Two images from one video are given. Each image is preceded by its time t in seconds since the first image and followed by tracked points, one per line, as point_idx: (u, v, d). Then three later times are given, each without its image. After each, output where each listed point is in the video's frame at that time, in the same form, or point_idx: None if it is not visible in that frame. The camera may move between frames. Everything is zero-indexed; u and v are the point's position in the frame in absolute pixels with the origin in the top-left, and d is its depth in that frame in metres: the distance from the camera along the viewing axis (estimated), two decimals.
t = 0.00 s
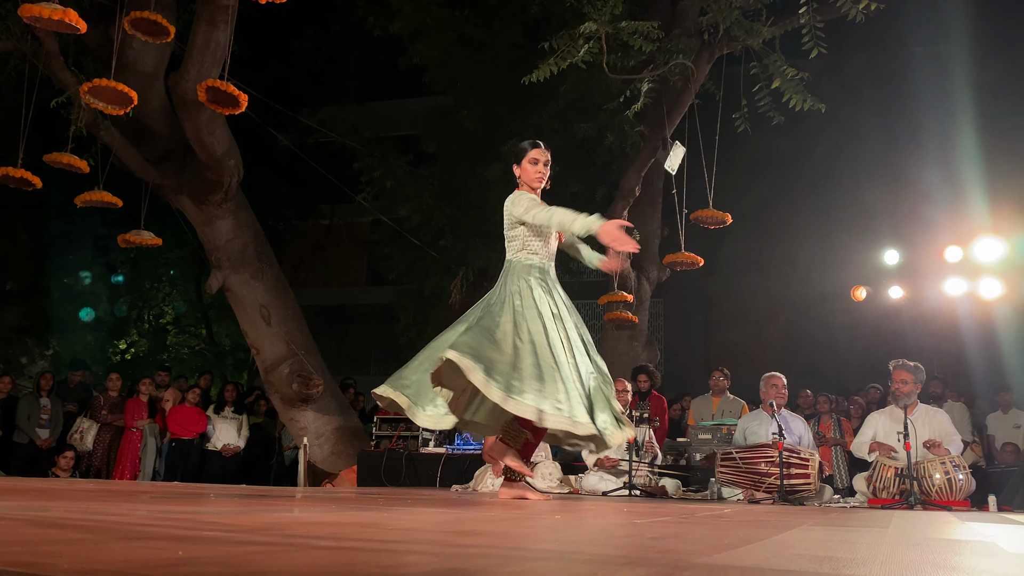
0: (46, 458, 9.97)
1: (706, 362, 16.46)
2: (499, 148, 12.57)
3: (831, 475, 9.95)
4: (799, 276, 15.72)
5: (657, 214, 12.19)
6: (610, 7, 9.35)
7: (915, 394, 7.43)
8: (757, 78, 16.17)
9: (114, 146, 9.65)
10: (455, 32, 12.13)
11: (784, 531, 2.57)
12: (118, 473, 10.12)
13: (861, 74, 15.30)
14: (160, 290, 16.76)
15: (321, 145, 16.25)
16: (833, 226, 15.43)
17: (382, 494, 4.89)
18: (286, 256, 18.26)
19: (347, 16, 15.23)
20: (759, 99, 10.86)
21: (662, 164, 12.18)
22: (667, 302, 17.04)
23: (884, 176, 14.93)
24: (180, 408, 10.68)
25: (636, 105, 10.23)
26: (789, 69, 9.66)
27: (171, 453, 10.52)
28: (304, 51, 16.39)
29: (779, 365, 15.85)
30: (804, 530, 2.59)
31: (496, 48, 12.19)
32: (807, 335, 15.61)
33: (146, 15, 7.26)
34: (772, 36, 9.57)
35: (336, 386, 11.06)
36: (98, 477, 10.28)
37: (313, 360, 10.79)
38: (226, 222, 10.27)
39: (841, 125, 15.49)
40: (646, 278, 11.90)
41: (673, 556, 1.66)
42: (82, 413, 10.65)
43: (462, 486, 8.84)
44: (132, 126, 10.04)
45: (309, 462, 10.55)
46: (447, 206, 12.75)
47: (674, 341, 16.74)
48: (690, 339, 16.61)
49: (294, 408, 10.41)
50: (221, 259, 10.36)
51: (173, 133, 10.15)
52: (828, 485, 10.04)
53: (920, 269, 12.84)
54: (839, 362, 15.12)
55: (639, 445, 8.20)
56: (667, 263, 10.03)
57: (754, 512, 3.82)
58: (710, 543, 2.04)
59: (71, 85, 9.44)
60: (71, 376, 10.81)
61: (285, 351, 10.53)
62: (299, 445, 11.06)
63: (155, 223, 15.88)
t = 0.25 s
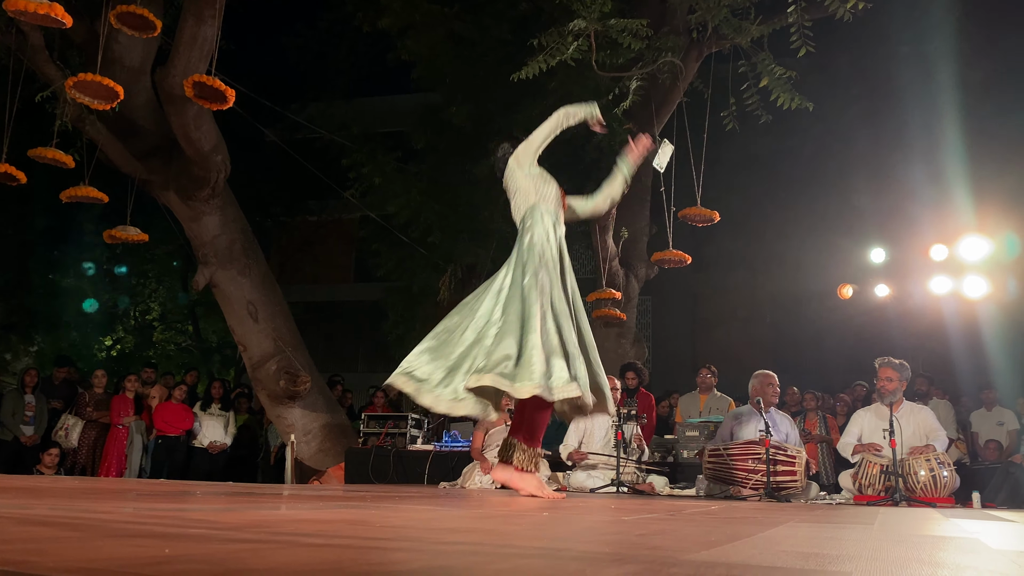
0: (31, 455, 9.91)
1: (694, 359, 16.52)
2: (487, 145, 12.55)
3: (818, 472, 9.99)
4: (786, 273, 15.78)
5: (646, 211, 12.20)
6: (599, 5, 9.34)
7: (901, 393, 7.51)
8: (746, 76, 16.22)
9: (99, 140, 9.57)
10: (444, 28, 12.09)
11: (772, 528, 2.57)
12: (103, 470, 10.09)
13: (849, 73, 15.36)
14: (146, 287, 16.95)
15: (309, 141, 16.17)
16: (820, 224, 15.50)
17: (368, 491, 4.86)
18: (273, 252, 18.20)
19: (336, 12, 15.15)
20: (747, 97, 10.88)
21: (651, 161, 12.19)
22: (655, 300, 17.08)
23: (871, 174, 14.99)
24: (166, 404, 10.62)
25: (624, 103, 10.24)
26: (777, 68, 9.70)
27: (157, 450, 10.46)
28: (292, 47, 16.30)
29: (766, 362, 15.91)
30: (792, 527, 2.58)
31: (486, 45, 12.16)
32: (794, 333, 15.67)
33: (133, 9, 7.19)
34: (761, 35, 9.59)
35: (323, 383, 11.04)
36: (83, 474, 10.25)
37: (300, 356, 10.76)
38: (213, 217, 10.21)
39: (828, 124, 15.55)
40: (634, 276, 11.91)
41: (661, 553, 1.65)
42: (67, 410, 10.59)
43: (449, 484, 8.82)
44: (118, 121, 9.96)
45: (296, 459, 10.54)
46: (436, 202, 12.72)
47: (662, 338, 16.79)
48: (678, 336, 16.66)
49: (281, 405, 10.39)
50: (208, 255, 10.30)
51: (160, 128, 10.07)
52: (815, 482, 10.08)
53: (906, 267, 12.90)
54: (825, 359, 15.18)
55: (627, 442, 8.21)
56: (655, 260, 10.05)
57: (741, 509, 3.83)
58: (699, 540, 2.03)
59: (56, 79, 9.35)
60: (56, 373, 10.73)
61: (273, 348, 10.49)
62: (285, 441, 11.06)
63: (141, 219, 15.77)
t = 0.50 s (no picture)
0: (17, 451, 9.85)
1: (682, 356, 16.57)
2: (477, 142, 12.53)
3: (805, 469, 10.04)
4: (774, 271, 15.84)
5: (635, 209, 12.21)
6: (589, 2, 9.33)
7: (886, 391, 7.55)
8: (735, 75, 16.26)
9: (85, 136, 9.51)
10: (433, 25, 12.05)
11: (759, 524, 2.58)
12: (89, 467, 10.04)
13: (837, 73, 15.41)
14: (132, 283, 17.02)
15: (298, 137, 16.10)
16: (807, 223, 15.57)
17: (356, 488, 4.86)
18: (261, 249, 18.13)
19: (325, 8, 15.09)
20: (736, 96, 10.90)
21: (640, 159, 12.20)
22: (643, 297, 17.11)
23: (858, 173, 15.06)
24: (153, 401, 10.53)
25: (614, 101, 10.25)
26: (766, 66, 9.71)
27: (144, 447, 10.41)
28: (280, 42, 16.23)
29: (754, 360, 15.97)
30: (778, 523, 2.60)
31: (475, 42, 12.13)
32: (781, 331, 15.74)
33: (120, 3, 7.14)
34: (750, 33, 9.60)
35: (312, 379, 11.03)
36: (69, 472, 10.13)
37: (288, 353, 10.74)
38: (201, 213, 10.15)
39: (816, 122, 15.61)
40: (623, 274, 11.91)
41: (648, 549, 1.66)
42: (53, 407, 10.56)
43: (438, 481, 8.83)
44: (105, 115, 9.88)
45: (285, 456, 10.53)
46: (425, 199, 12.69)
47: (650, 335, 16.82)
48: (667, 333, 16.69)
49: (270, 402, 10.37)
50: (196, 251, 10.21)
51: (147, 123, 10.00)
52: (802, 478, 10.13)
53: (893, 266, 12.96)
54: (813, 357, 15.25)
55: (616, 439, 8.23)
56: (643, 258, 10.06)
57: (728, 506, 3.85)
58: (687, 536, 2.04)
59: (41, 74, 9.28)
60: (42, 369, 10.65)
61: (261, 344, 10.46)
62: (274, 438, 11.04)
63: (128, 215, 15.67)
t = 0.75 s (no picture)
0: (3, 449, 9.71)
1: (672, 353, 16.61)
2: (468, 139, 12.51)
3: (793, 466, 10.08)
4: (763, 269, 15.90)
5: (625, 207, 12.23)
6: None
7: (874, 390, 7.57)
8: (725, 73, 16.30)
9: (73, 131, 9.46)
10: (424, 21, 12.02)
11: (749, 522, 2.59)
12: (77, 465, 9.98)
13: (827, 72, 15.45)
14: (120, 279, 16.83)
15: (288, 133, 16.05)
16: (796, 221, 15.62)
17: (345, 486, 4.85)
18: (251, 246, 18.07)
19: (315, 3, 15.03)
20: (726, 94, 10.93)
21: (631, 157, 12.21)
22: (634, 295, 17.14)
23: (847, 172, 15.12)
24: (141, 398, 10.44)
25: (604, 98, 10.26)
26: (756, 65, 9.73)
27: (133, 444, 10.37)
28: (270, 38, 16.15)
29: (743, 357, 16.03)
30: (769, 521, 2.60)
31: (466, 39, 12.11)
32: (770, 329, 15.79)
33: None
34: (740, 32, 9.62)
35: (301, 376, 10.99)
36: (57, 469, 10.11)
37: (278, 350, 10.70)
38: (190, 210, 10.13)
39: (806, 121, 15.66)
40: (613, 271, 11.92)
41: (638, 547, 1.66)
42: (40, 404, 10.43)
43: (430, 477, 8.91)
44: (93, 111, 9.83)
45: (274, 454, 10.49)
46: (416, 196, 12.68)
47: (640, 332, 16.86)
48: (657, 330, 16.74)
49: (259, 399, 10.33)
50: (185, 248, 10.20)
51: (135, 119, 9.94)
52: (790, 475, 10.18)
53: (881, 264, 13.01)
54: (801, 355, 15.31)
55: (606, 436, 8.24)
56: (634, 256, 10.09)
57: (718, 503, 3.86)
58: (677, 534, 2.04)
59: (29, 68, 9.22)
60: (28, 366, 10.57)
61: (250, 341, 10.41)
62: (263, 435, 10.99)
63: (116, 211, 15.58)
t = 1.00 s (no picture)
0: None
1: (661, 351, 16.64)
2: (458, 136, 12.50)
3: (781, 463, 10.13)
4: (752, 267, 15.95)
5: (615, 204, 12.24)
6: None
7: (860, 387, 7.62)
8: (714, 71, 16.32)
9: (61, 126, 9.40)
10: (415, 18, 12.00)
11: (735, 518, 2.61)
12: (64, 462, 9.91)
13: (816, 71, 15.50)
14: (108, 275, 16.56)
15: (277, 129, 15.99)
16: (785, 219, 15.67)
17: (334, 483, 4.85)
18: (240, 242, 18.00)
19: None
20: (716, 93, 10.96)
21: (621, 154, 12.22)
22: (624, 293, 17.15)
23: (835, 170, 15.19)
24: (130, 395, 10.42)
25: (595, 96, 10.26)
26: (746, 63, 9.75)
27: (120, 441, 10.30)
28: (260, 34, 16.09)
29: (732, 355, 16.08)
30: (755, 517, 2.62)
31: (457, 35, 12.08)
32: (759, 326, 15.84)
33: None
34: (730, 30, 9.63)
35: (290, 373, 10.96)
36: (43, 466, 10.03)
37: (267, 348, 10.66)
38: (178, 206, 10.09)
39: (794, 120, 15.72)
40: (604, 269, 11.92)
41: (627, 543, 1.67)
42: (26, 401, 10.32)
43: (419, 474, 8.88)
44: (80, 106, 9.77)
45: (262, 451, 10.44)
46: (406, 193, 12.65)
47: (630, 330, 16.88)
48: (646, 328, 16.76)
49: (248, 396, 10.30)
50: (173, 244, 10.16)
51: (123, 114, 9.89)
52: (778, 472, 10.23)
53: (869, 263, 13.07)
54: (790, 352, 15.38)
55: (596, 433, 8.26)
56: (623, 253, 10.10)
57: (706, 499, 3.88)
58: (665, 530, 2.06)
59: (16, 63, 9.15)
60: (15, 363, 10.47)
61: (239, 339, 10.37)
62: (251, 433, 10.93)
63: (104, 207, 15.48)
